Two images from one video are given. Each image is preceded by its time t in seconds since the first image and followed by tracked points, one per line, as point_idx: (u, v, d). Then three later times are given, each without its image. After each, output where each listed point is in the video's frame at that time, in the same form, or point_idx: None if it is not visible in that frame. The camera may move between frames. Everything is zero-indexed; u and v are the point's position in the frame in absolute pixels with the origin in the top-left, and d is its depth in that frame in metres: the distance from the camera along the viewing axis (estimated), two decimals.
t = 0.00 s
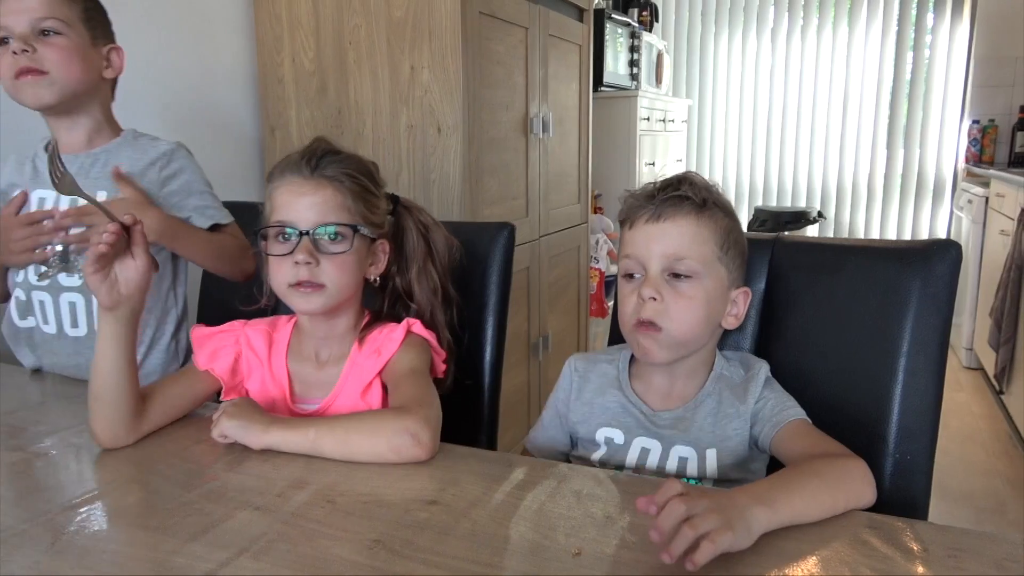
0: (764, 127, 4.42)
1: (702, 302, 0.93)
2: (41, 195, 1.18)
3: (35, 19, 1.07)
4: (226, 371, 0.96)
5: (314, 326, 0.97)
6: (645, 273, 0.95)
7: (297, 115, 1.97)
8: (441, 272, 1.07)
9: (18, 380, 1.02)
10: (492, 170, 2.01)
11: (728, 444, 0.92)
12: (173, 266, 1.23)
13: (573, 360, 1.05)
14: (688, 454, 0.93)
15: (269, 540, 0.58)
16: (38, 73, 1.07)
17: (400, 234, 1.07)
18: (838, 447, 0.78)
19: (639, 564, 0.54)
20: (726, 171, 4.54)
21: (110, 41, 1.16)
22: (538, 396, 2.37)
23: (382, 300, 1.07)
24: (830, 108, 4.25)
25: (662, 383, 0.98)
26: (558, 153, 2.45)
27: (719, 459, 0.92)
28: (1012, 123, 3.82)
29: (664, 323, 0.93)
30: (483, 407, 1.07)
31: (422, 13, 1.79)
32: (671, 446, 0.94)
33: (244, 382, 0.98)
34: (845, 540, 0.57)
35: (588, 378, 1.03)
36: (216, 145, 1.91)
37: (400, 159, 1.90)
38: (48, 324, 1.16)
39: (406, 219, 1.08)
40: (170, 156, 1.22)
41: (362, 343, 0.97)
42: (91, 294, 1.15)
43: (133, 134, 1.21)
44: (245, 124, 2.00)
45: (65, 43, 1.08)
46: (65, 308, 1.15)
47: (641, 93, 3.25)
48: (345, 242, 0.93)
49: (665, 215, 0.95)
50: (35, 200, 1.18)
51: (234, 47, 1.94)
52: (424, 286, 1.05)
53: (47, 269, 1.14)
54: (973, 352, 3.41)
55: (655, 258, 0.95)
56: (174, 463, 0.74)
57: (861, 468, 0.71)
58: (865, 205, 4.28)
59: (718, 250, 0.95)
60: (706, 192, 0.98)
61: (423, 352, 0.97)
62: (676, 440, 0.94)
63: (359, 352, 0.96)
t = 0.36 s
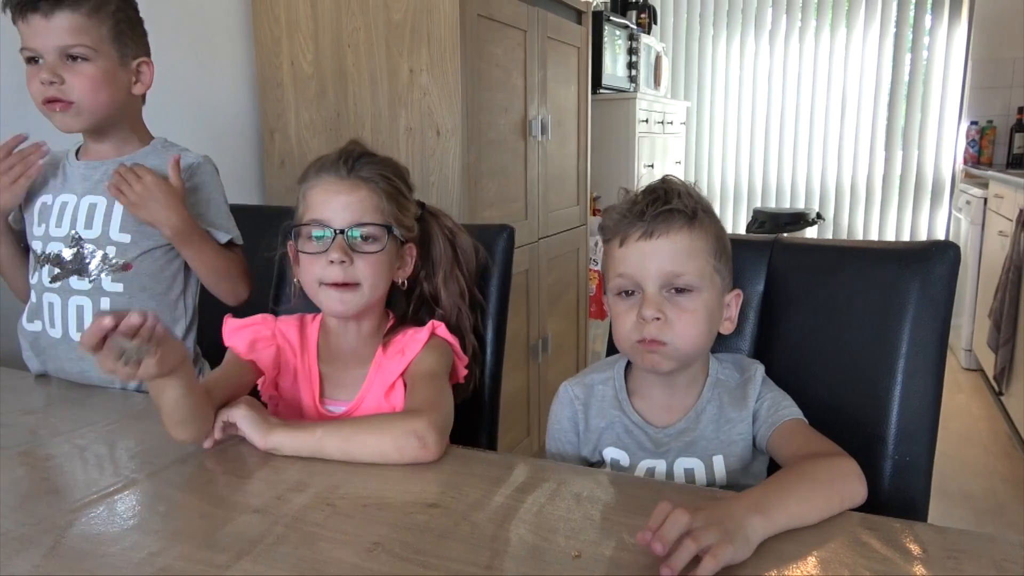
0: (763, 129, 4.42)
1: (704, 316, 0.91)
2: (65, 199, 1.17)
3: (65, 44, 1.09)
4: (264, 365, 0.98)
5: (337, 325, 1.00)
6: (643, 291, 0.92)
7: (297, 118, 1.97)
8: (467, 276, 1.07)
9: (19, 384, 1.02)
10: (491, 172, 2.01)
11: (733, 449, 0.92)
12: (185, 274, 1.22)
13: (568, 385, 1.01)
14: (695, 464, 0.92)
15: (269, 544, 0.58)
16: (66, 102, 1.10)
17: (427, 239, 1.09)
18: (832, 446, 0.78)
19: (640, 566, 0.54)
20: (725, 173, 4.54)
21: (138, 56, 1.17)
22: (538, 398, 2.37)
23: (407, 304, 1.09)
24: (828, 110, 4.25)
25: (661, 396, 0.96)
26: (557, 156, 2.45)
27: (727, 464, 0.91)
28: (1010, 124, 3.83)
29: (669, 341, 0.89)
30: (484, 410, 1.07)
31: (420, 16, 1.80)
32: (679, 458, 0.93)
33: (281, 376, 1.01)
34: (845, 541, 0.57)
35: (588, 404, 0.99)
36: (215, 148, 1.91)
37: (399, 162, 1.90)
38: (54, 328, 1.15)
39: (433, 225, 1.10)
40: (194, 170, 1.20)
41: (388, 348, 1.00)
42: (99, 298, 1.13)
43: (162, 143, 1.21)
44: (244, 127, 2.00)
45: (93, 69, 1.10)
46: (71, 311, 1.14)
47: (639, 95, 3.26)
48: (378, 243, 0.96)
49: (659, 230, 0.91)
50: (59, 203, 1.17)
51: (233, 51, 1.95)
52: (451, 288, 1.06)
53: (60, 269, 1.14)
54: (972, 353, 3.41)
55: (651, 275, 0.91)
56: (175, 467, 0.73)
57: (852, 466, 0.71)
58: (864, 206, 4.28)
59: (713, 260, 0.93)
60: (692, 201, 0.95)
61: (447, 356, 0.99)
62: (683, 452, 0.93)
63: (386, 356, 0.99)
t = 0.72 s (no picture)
0: (763, 131, 4.42)
1: (688, 337, 0.89)
2: (67, 204, 1.16)
3: (82, 55, 1.09)
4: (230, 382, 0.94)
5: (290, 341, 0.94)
6: (625, 314, 0.90)
7: (298, 121, 1.97)
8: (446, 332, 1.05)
9: (20, 386, 1.02)
10: (493, 174, 2.02)
11: (746, 463, 0.92)
12: (185, 276, 1.24)
13: (579, 394, 1.00)
14: (709, 479, 0.92)
15: (272, 546, 0.58)
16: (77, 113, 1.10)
17: (406, 291, 1.02)
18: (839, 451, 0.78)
19: (641, 569, 0.54)
20: (726, 175, 4.54)
21: (149, 70, 1.19)
22: (539, 400, 2.37)
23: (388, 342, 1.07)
24: (830, 112, 4.25)
25: (667, 414, 0.95)
26: (558, 158, 2.45)
27: (740, 478, 0.92)
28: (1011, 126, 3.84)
29: (656, 364, 0.88)
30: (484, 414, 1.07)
31: (422, 19, 1.80)
32: (694, 473, 0.93)
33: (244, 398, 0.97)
34: (847, 542, 0.57)
35: (600, 418, 0.99)
36: (216, 150, 1.91)
37: (400, 163, 1.90)
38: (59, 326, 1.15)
39: (416, 276, 1.03)
40: (191, 174, 1.21)
41: (344, 359, 0.96)
42: (105, 297, 1.14)
43: (158, 149, 1.21)
44: (245, 129, 2.00)
45: (107, 82, 1.11)
46: (76, 311, 1.13)
47: (640, 97, 3.26)
48: (357, 275, 0.92)
49: (634, 251, 0.90)
50: (59, 208, 1.16)
51: (234, 53, 1.95)
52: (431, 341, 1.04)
53: (66, 273, 1.14)
54: (974, 354, 3.40)
55: (631, 298, 0.90)
56: (175, 468, 0.73)
57: (862, 466, 0.71)
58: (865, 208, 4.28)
59: (698, 277, 0.91)
60: (671, 215, 0.92)
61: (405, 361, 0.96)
62: (696, 469, 0.93)
63: (342, 369, 0.96)
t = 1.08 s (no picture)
0: (765, 133, 4.42)
1: (704, 336, 0.89)
2: (80, 208, 1.16)
3: (121, 135, 1.06)
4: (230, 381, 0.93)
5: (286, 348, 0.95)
6: (640, 315, 0.90)
7: (300, 123, 1.98)
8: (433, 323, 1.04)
9: (22, 389, 1.02)
10: (495, 176, 2.02)
11: (754, 462, 0.92)
12: (194, 275, 1.25)
13: (581, 401, 1.00)
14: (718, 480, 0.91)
15: (274, 548, 0.58)
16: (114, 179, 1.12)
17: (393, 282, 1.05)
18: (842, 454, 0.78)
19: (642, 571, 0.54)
20: (728, 177, 4.54)
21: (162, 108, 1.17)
22: (541, 402, 2.37)
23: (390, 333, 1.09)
24: (832, 113, 4.25)
25: (674, 415, 0.95)
26: (559, 160, 2.46)
27: (749, 477, 0.92)
28: (1013, 127, 3.83)
29: (672, 365, 0.89)
30: (486, 415, 1.07)
31: (423, 22, 1.80)
32: (701, 475, 0.93)
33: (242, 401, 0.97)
34: (849, 544, 0.57)
35: (604, 423, 0.98)
36: (218, 152, 1.91)
37: (401, 165, 1.90)
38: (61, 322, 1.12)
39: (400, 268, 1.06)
40: (200, 183, 1.23)
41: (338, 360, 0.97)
42: (111, 293, 1.12)
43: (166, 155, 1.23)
44: (248, 132, 2.01)
45: (140, 151, 1.11)
46: (81, 305, 1.10)
47: (641, 99, 3.26)
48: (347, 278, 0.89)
49: (649, 252, 0.89)
50: (73, 212, 1.16)
51: (236, 56, 1.95)
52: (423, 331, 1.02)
53: (74, 267, 1.12)
54: (977, 355, 3.40)
55: (646, 300, 0.89)
56: (179, 471, 0.74)
57: (870, 474, 0.70)
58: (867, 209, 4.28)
59: (711, 276, 0.91)
60: (683, 214, 0.92)
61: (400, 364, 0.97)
62: (704, 470, 0.93)
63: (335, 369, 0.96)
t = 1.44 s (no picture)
0: (767, 134, 4.42)
1: (714, 337, 0.90)
2: (85, 211, 1.16)
3: (119, 137, 1.07)
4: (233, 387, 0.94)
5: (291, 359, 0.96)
6: (650, 320, 0.90)
7: (302, 126, 1.98)
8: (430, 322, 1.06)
9: (26, 392, 1.03)
10: (497, 178, 2.02)
11: (751, 461, 0.92)
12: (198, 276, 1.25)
13: (579, 399, 1.00)
14: (713, 477, 0.92)
15: (278, 550, 0.58)
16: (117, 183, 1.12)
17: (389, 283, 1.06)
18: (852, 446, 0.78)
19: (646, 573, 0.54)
20: (730, 178, 4.53)
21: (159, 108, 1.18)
22: (545, 404, 2.37)
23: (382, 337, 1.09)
24: (834, 114, 4.25)
25: (671, 411, 0.95)
26: (561, 162, 2.46)
27: (746, 476, 0.92)
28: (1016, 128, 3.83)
29: (684, 367, 0.88)
30: (489, 417, 1.07)
31: (425, 24, 1.81)
32: (697, 472, 0.92)
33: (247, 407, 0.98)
34: (852, 546, 0.57)
35: (600, 419, 0.99)
36: (221, 156, 1.92)
37: (404, 168, 1.91)
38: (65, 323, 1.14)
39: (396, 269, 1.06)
40: (204, 184, 1.24)
41: (339, 368, 0.97)
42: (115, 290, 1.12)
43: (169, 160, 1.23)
44: (250, 135, 2.01)
45: (139, 153, 1.12)
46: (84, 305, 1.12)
47: (643, 100, 3.26)
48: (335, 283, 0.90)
49: (660, 257, 0.89)
50: (79, 214, 1.16)
51: (239, 59, 1.96)
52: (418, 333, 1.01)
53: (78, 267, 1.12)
54: (981, 356, 3.39)
55: (657, 305, 0.89)
56: (182, 473, 0.74)
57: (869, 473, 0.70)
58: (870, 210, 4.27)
59: (718, 279, 0.91)
60: (688, 218, 0.93)
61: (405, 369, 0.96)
62: (701, 468, 0.93)
63: (337, 376, 0.96)
